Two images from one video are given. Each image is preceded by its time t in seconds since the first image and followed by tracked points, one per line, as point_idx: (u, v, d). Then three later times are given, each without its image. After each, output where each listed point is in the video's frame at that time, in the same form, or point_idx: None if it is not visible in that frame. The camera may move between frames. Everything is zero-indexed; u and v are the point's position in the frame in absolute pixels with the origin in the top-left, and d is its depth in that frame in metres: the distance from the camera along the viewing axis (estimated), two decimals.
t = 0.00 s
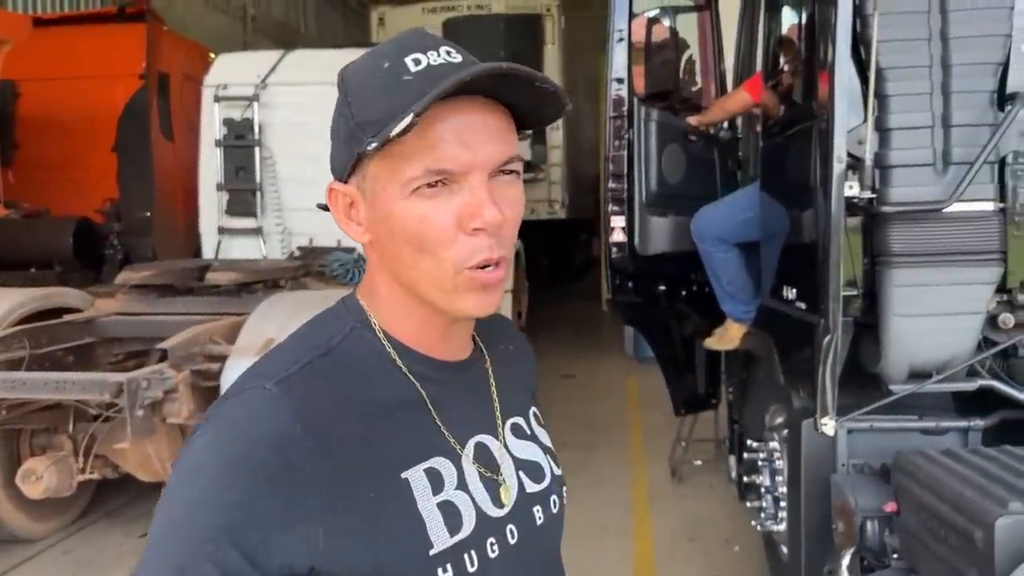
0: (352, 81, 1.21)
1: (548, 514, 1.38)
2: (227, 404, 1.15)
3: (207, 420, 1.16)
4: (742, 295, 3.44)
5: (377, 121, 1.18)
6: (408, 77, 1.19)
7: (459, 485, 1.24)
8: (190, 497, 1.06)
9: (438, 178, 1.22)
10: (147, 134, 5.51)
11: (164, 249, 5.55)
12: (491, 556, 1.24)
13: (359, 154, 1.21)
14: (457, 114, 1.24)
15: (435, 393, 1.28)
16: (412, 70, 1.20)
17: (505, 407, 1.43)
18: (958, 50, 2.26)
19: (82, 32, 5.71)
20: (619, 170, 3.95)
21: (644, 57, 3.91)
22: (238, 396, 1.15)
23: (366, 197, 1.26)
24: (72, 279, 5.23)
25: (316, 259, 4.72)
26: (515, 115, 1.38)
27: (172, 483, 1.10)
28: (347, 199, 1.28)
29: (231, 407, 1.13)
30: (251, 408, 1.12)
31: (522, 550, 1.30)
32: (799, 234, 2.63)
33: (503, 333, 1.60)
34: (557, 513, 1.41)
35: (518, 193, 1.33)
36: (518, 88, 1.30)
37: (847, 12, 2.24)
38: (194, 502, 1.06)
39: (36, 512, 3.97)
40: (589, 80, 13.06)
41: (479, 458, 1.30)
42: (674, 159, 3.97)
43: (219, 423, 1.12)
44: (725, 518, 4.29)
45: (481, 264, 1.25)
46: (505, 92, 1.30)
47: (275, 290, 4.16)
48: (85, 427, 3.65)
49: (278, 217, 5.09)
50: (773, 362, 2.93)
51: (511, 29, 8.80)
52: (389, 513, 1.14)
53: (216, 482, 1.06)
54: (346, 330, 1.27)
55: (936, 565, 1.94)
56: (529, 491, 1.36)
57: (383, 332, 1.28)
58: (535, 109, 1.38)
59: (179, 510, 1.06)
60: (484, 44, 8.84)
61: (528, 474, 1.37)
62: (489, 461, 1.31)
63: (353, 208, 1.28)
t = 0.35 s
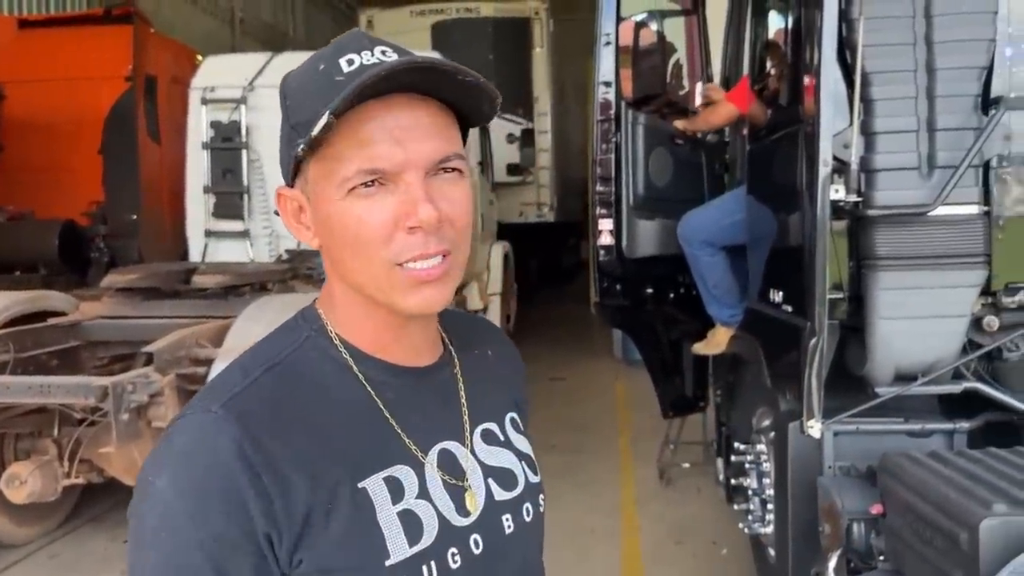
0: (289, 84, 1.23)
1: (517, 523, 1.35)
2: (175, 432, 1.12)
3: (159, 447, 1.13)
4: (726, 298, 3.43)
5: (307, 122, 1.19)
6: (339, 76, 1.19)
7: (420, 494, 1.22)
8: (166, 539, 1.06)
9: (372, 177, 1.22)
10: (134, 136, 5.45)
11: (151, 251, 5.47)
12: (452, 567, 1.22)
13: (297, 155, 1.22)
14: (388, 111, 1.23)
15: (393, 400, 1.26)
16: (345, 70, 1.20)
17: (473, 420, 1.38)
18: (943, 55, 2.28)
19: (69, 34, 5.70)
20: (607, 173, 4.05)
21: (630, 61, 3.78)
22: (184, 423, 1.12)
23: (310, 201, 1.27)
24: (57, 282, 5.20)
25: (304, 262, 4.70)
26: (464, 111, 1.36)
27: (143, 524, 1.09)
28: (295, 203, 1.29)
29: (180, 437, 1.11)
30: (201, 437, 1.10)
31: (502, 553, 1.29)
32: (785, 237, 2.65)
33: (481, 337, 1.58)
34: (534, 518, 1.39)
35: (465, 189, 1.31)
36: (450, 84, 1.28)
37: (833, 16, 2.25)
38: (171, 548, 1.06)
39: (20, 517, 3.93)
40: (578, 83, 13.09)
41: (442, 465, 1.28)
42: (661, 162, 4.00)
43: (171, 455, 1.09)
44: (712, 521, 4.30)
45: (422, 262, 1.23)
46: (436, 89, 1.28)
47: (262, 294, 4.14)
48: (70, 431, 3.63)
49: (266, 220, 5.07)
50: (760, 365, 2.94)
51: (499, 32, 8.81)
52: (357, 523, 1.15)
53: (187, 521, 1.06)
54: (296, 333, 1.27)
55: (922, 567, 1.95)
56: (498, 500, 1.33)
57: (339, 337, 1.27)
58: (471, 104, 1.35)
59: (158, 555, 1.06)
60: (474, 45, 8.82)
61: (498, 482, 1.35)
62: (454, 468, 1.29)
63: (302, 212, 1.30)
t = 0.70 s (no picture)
0: (280, 88, 1.20)
1: (502, 513, 1.39)
2: (185, 440, 1.05)
3: (164, 458, 1.06)
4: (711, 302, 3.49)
5: (302, 126, 1.17)
6: (334, 81, 1.18)
7: (423, 492, 1.22)
8: (188, 556, 0.99)
9: (366, 180, 1.20)
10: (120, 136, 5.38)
11: (137, 252, 5.45)
12: (458, 559, 1.24)
13: (289, 159, 1.19)
14: (383, 115, 1.22)
15: (389, 402, 1.26)
16: (338, 75, 1.18)
17: (454, 413, 1.43)
18: (926, 59, 2.30)
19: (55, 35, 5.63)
20: (593, 175, 4.04)
21: (617, 63, 3.97)
22: (194, 431, 1.06)
23: (300, 203, 1.24)
24: (44, 283, 5.18)
25: (291, 263, 4.70)
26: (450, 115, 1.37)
27: (158, 541, 1.01)
28: (283, 207, 1.26)
29: (194, 445, 1.04)
30: (219, 444, 1.04)
31: (483, 551, 1.30)
32: (771, 239, 2.66)
33: (443, 338, 1.60)
34: (511, 508, 1.43)
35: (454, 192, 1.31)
36: (446, 89, 1.28)
37: (818, 19, 2.27)
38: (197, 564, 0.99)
39: (5, 519, 3.92)
40: (566, 85, 13.12)
41: (436, 461, 1.29)
42: (649, 165, 3.99)
43: (186, 465, 1.03)
44: (699, 522, 4.31)
45: (417, 266, 1.23)
46: (431, 94, 1.28)
47: (250, 295, 4.14)
48: (55, 433, 3.57)
49: (253, 222, 5.06)
50: (746, 366, 2.95)
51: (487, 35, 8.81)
52: (372, 528, 1.13)
53: (212, 534, 1.00)
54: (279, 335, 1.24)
55: (907, 568, 1.96)
56: (484, 492, 1.36)
57: (332, 343, 1.25)
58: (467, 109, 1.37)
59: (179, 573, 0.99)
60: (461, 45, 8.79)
61: (481, 476, 1.38)
62: (445, 463, 1.30)
63: (291, 216, 1.27)
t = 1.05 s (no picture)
0: (264, 83, 1.17)
1: (473, 510, 1.40)
2: (183, 441, 1.03)
3: (159, 462, 1.02)
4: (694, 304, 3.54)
5: (294, 120, 1.14)
6: (322, 77, 1.16)
7: (407, 488, 1.22)
8: (212, 556, 0.97)
9: (357, 176, 1.19)
10: (104, 134, 5.40)
11: (122, 251, 5.44)
12: (439, 555, 1.24)
13: (276, 156, 1.17)
14: (374, 111, 1.21)
15: (369, 399, 1.25)
16: (326, 70, 1.16)
17: (428, 411, 1.46)
18: (909, 61, 2.31)
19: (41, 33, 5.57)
20: (578, 176, 3.99)
21: (604, 64, 3.99)
22: (193, 430, 1.03)
23: (284, 199, 1.21)
24: (28, 283, 5.15)
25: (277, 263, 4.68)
26: (430, 111, 1.37)
27: (172, 546, 0.98)
28: (264, 204, 1.23)
29: (198, 445, 1.02)
30: (225, 441, 1.02)
31: (460, 549, 1.30)
32: (755, 240, 2.67)
33: (412, 338, 1.60)
34: (481, 507, 1.43)
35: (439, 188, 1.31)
36: (438, 86, 1.29)
37: (801, 21, 2.28)
38: (225, 562, 0.98)
39: None
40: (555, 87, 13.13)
41: (414, 459, 1.28)
42: (633, 166, 4.00)
43: (193, 466, 1.00)
44: (685, 522, 4.32)
45: (410, 260, 1.22)
46: (421, 90, 1.28)
47: (235, 295, 4.12)
48: (37, 433, 3.53)
49: (238, 222, 5.04)
50: (730, 366, 2.96)
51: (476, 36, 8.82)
52: (369, 521, 1.13)
53: (234, 531, 0.99)
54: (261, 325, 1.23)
55: (889, 568, 1.97)
56: (458, 490, 1.36)
57: (314, 342, 1.23)
58: (455, 107, 1.38)
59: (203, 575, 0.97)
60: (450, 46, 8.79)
61: (455, 474, 1.38)
62: (422, 461, 1.30)
63: (271, 213, 1.24)
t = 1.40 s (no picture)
0: (292, 66, 1.11)
1: (453, 507, 1.39)
2: (146, 432, 1.03)
3: (122, 455, 1.02)
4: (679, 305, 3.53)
5: (341, 110, 1.11)
6: (365, 69, 1.13)
7: (378, 490, 1.20)
8: (170, 542, 0.96)
9: (404, 174, 1.17)
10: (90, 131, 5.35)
11: (110, 250, 5.41)
12: (412, 556, 1.23)
13: (316, 144, 1.11)
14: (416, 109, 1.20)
15: (343, 401, 1.22)
16: (367, 63, 1.14)
17: (408, 406, 1.43)
18: (898, 62, 2.31)
19: (27, 30, 5.57)
20: (568, 176, 4.00)
21: (594, 64, 3.99)
22: (158, 422, 1.03)
23: (303, 189, 1.15)
24: (14, 281, 5.12)
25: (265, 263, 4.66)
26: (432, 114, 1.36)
27: (134, 533, 0.97)
28: (275, 191, 1.16)
29: (162, 435, 1.02)
30: (187, 431, 1.02)
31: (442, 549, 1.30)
32: (745, 240, 2.68)
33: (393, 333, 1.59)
34: (460, 507, 1.42)
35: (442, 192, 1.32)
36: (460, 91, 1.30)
37: (792, 22, 2.28)
38: (179, 546, 0.95)
39: None
40: (544, 87, 13.15)
41: (389, 460, 1.27)
42: (623, 166, 4.00)
43: (154, 456, 1.00)
44: (674, 521, 4.33)
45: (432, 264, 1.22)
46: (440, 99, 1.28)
47: (222, 294, 4.10)
48: (22, 434, 3.50)
49: (226, 220, 5.02)
50: (720, 366, 2.96)
51: (466, 35, 8.81)
52: (334, 524, 1.11)
53: (191, 514, 0.97)
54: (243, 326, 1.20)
55: (877, 567, 1.97)
56: (436, 488, 1.35)
57: (291, 339, 1.21)
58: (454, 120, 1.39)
59: (161, 562, 0.95)
60: (440, 46, 8.78)
61: (433, 472, 1.37)
62: (399, 462, 1.28)
63: (280, 201, 1.16)
